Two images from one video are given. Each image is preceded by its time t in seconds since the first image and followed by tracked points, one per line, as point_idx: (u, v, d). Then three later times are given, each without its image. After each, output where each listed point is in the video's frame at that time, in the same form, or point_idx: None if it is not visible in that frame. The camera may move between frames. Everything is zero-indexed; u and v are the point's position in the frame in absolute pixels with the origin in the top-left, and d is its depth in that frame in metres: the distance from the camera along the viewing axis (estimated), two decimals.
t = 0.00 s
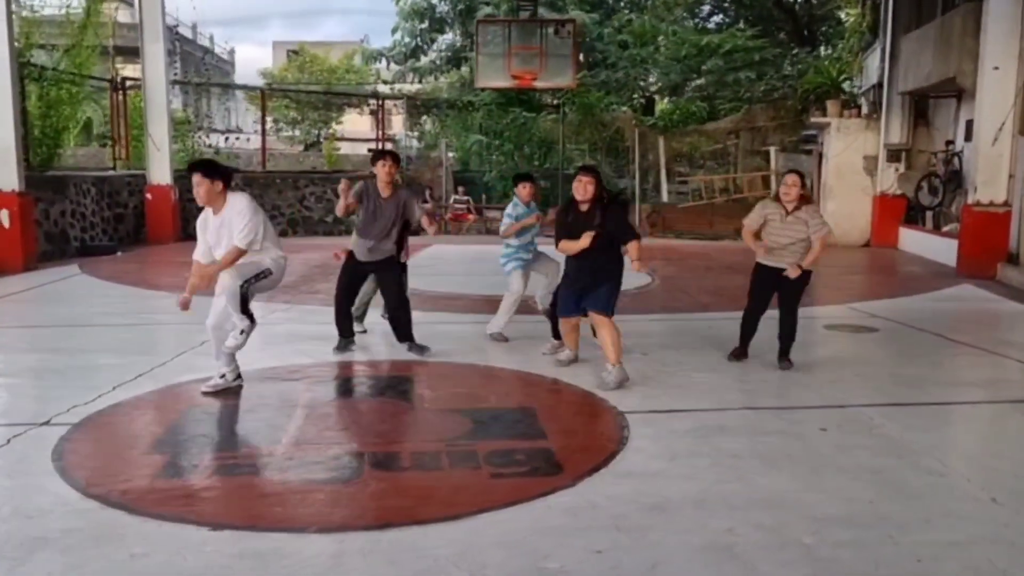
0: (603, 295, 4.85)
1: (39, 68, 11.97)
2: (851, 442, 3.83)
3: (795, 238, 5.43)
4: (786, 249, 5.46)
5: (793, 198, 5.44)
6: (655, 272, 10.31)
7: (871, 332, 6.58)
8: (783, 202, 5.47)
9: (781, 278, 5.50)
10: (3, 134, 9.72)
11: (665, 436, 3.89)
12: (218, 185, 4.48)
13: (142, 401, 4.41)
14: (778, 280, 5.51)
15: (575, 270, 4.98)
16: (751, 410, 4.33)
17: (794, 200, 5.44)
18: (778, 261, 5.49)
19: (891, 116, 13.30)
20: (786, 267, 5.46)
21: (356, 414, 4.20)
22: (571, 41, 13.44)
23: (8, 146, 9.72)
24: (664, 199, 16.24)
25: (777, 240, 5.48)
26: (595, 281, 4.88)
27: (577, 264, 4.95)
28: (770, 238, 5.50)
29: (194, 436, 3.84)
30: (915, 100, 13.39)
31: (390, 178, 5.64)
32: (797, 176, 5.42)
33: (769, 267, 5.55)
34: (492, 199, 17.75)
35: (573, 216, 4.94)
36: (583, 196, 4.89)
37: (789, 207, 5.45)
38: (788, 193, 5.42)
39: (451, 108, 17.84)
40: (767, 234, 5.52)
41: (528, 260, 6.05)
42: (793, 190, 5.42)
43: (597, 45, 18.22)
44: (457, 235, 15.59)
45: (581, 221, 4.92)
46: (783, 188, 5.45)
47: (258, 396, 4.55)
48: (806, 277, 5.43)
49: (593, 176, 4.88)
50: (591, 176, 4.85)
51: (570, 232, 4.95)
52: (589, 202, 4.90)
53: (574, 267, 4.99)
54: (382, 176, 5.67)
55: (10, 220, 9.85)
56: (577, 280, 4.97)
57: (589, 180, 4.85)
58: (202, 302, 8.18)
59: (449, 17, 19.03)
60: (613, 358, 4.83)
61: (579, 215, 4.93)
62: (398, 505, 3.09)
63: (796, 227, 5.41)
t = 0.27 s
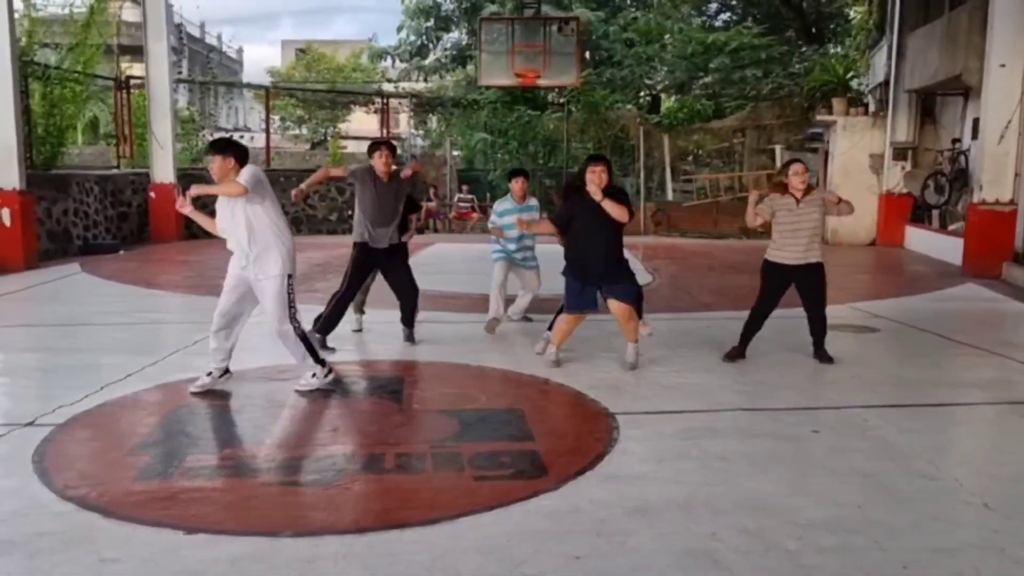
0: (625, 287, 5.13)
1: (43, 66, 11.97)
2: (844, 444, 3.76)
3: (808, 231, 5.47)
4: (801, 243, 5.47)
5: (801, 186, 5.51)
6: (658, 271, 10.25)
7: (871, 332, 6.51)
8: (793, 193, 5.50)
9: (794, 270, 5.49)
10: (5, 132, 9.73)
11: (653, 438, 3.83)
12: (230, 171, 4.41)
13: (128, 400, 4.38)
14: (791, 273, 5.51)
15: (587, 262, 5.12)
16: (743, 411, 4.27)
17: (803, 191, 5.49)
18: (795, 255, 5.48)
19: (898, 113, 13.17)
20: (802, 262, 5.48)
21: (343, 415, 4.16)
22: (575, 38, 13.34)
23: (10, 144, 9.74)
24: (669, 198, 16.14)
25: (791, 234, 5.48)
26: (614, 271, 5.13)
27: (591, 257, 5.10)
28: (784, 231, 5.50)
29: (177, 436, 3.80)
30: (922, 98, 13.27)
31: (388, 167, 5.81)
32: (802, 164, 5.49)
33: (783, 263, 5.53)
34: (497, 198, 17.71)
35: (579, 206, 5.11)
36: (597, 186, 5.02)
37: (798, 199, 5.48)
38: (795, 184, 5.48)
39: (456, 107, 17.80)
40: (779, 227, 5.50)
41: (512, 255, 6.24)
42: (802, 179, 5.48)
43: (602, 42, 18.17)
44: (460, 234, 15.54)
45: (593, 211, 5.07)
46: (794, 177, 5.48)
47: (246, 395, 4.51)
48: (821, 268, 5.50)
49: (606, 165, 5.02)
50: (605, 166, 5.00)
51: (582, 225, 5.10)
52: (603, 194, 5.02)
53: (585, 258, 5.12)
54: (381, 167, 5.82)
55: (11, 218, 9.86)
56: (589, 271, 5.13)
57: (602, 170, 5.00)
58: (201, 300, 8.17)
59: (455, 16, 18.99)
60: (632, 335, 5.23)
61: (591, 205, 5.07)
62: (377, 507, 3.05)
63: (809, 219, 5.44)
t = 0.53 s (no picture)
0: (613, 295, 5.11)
1: (43, 69, 11.98)
2: (830, 449, 3.73)
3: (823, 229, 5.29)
4: (813, 239, 5.29)
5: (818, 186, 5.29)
6: (656, 273, 10.22)
7: (867, 335, 6.47)
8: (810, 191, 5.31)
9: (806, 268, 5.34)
10: (4, 135, 9.76)
11: (638, 443, 3.81)
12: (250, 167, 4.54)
13: (114, 404, 4.38)
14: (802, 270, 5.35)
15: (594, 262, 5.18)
16: (730, 416, 4.24)
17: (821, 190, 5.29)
18: (807, 251, 5.30)
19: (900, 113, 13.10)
20: (815, 259, 5.30)
21: (328, 419, 4.14)
22: (575, 39, 13.31)
23: (9, 147, 9.77)
24: (671, 198, 16.09)
25: (804, 231, 5.30)
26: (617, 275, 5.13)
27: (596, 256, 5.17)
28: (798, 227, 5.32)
29: (160, 441, 3.80)
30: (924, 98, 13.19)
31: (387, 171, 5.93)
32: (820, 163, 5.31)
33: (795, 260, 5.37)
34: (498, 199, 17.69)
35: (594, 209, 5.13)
36: (603, 189, 5.10)
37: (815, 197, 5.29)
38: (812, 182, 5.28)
39: (458, 108, 17.79)
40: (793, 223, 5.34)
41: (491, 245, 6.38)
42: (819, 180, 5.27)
43: (604, 43, 18.14)
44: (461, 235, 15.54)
45: (601, 213, 5.10)
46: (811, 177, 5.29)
47: (232, 399, 4.50)
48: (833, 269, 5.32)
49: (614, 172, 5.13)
50: (611, 172, 5.10)
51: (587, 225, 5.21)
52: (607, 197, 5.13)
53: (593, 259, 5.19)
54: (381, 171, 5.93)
55: (10, 221, 9.89)
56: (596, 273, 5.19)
57: (609, 175, 5.09)
58: (197, 302, 8.18)
59: (457, 17, 18.98)
60: (623, 347, 5.23)
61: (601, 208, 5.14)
62: (356, 514, 3.04)
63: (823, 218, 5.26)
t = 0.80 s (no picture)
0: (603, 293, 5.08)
1: (60, 76, 12.08)
2: (821, 458, 3.71)
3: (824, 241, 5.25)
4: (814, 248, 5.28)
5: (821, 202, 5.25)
6: (664, 278, 10.20)
7: (871, 342, 6.43)
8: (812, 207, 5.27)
9: (813, 274, 5.30)
10: (19, 140, 9.89)
11: (628, 450, 3.81)
12: (271, 166, 4.46)
13: (113, 408, 4.42)
14: (809, 277, 5.33)
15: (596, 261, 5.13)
16: (724, 423, 4.23)
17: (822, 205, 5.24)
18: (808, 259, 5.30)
19: (913, 118, 13.01)
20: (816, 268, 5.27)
21: (322, 424, 4.17)
22: (585, 44, 13.33)
23: (24, 152, 9.90)
24: (682, 203, 16.04)
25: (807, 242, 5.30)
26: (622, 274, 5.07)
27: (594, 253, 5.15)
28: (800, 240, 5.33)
29: (154, 444, 3.84)
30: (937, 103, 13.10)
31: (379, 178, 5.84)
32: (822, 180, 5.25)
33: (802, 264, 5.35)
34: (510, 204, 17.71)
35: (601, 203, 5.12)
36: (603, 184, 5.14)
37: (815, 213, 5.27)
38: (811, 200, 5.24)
39: (471, 113, 17.85)
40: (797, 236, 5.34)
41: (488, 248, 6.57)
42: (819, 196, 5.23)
43: (616, 48, 18.15)
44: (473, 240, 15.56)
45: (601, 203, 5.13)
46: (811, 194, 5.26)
47: (230, 403, 4.53)
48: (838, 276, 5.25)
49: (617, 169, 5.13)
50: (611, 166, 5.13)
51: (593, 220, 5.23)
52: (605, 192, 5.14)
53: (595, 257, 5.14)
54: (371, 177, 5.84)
55: (24, 225, 10.02)
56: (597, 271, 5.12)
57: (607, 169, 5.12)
58: (204, 306, 8.25)
59: (471, 23, 19.05)
60: (623, 352, 5.21)
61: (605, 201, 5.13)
62: (340, 519, 3.06)
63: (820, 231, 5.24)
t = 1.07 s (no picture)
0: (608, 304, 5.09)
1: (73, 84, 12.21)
2: (813, 469, 3.68)
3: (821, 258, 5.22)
4: (811, 263, 5.25)
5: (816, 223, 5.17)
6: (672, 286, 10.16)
7: (875, 352, 6.38)
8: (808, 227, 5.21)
9: (813, 287, 5.27)
10: (32, 148, 10.01)
11: (619, 460, 3.79)
12: (271, 183, 4.40)
13: (110, 414, 4.45)
14: (809, 288, 5.30)
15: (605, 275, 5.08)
16: (718, 434, 4.20)
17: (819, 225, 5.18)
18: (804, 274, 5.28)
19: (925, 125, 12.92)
20: (813, 281, 5.26)
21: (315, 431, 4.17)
22: (594, 52, 13.34)
23: (36, 159, 10.02)
24: (693, 210, 15.99)
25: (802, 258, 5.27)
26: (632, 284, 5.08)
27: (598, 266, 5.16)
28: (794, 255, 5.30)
29: (147, 451, 3.86)
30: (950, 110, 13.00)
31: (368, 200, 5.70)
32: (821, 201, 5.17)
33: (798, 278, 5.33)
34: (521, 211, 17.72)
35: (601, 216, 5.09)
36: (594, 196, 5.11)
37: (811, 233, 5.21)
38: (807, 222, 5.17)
39: (482, 120, 17.89)
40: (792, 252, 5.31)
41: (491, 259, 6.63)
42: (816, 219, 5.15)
43: (627, 56, 18.16)
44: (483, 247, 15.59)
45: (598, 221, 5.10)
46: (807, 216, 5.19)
47: (225, 410, 4.55)
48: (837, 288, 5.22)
49: (607, 179, 5.09)
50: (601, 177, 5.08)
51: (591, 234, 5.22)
52: (598, 206, 5.10)
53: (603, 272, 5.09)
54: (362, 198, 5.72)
55: (36, 231, 10.15)
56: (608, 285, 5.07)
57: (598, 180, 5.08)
58: (211, 313, 8.30)
59: (483, 30, 19.10)
60: (625, 360, 5.19)
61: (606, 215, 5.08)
62: (324, 527, 3.06)
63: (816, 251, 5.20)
